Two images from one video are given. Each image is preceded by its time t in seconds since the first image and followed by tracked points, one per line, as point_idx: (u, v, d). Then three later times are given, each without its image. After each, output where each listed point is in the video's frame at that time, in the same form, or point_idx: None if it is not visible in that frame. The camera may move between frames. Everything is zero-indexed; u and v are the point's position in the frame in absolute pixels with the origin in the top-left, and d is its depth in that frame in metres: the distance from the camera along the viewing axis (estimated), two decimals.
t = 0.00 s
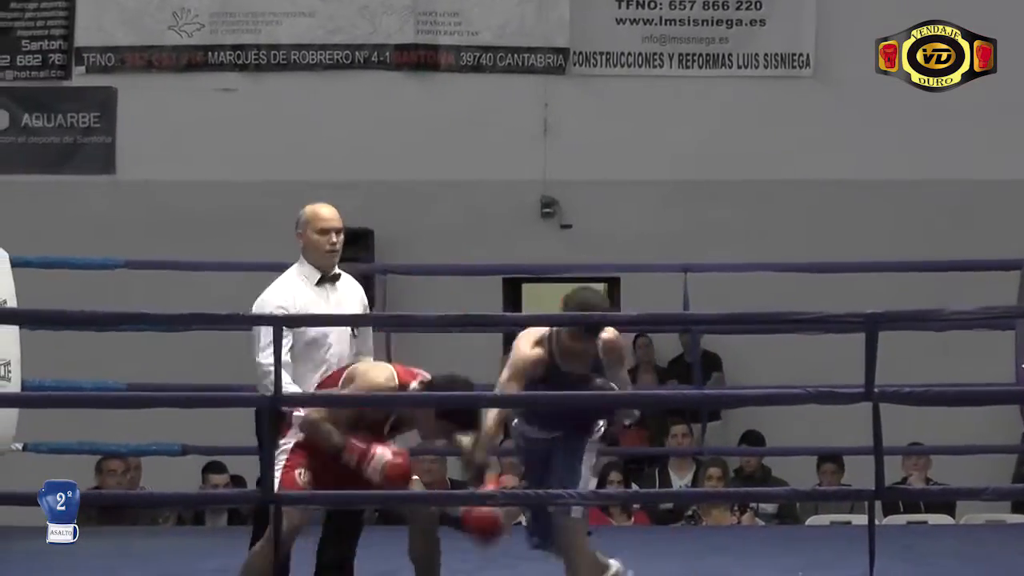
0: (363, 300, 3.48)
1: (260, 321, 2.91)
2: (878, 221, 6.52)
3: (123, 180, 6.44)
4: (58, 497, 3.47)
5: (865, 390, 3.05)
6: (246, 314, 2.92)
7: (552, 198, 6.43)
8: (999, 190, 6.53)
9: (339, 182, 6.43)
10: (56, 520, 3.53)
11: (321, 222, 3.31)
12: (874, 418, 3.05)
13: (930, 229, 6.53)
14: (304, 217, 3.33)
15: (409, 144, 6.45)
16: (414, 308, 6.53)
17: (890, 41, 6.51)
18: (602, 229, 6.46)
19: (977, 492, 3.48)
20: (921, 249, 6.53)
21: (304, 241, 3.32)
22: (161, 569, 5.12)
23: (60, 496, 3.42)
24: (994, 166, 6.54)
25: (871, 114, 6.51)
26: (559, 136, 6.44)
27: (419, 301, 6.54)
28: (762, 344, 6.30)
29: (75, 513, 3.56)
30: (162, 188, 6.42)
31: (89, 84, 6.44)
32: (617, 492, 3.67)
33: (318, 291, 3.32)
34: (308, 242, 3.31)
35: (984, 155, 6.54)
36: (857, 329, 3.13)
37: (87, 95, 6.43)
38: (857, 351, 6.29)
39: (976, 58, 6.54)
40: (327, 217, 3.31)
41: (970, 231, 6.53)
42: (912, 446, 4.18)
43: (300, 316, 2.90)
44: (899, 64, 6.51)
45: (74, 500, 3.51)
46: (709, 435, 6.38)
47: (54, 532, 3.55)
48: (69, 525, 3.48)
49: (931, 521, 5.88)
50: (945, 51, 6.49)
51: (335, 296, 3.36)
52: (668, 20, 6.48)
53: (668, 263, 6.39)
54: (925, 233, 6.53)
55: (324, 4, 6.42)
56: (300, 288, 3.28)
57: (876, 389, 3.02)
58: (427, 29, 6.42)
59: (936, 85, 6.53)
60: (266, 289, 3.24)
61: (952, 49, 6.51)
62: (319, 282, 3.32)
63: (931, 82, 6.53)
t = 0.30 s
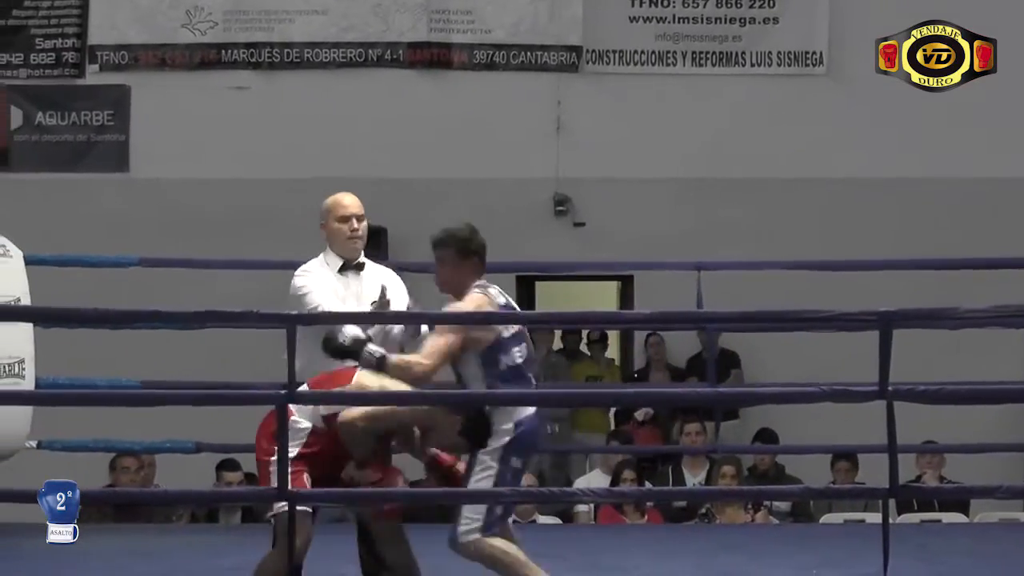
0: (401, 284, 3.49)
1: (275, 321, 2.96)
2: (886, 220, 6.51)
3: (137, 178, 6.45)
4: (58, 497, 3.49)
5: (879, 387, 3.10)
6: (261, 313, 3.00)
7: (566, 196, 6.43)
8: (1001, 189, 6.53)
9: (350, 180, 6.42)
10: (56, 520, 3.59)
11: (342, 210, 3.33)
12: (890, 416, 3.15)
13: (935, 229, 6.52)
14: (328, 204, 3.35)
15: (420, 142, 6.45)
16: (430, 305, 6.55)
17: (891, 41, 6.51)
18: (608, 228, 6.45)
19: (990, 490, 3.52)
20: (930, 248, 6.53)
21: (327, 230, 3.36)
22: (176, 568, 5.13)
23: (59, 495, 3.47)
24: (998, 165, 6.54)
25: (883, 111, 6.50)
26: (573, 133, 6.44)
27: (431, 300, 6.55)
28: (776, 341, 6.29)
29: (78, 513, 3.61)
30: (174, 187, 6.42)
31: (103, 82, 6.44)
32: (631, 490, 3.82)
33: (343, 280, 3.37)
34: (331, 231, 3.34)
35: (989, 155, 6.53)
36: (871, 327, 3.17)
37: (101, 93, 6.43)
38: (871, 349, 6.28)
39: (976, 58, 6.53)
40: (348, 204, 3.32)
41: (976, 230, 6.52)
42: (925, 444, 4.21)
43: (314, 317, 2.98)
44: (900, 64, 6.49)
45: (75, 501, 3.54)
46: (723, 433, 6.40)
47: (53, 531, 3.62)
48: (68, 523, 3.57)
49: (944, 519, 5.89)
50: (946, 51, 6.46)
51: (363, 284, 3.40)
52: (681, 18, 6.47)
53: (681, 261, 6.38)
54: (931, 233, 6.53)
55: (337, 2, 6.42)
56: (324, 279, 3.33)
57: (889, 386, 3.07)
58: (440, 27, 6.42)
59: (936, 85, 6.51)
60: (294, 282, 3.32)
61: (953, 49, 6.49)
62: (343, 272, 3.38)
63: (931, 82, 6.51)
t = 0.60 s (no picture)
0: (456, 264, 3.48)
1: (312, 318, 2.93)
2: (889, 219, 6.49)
3: (171, 177, 6.45)
4: (58, 497, 3.30)
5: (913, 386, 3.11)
6: (292, 313, 2.96)
7: (599, 195, 6.42)
8: (1004, 189, 6.51)
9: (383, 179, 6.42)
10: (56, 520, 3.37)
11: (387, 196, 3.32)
12: (924, 416, 3.16)
13: (939, 229, 6.51)
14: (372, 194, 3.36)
15: (446, 141, 6.45)
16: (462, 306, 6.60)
17: (890, 41, 6.48)
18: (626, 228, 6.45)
19: None
20: (952, 247, 6.51)
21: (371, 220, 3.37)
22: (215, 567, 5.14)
23: (59, 494, 3.27)
24: (999, 164, 6.53)
25: (903, 110, 6.49)
26: (606, 132, 6.44)
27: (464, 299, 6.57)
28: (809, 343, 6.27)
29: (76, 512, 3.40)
30: (208, 186, 6.43)
31: (137, 81, 6.44)
32: (664, 487, 3.79)
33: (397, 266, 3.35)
34: (377, 219, 3.33)
35: (988, 152, 6.52)
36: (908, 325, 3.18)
37: (135, 92, 6.43)
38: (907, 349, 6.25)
39: (976, 58, 6.52)
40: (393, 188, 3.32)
41: (984, 230, 6.51)
42: (964, 444, 4.21)
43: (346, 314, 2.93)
44: (899, 64, 6.47)
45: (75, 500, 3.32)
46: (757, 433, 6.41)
47: (53, 532, 3.39)
48: (69, 523, 3.35)
49: (979, 519, 5.88)
50: (946, 51, 6.45)
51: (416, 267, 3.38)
52: (714, 17, 6.47)
53: (715, 261, 6.37)
54: (946, 232, 6.51)
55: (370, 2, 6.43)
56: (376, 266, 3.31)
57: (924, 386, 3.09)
58: (473, 26, 6.42)
59: (936, 85, 6.50)
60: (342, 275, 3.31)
61: (952, 49, 6.47)
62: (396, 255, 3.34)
63: (931, 82, 6.49)
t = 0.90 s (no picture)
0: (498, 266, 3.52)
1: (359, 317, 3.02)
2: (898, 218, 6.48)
3: (215, 175, 6.45)
4: (58, 497, 3.52)
5: (958, 384, 3.18)
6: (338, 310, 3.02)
7: (643, 194, 6.45)
8: (1006, 187, 6.49)
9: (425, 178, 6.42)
10: (58, 520, 3.59)
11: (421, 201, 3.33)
12: (969, 414, 3.23)
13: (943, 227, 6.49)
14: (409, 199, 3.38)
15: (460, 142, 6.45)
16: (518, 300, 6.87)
17: (890, 41, 6.44)
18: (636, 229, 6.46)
19: None
20: (957, 245, 6.49)
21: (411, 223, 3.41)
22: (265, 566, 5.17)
23: (60, 495, 3.48)
24: (1001, 162, 6.51)
25: (944, 108, 6.48)
26: (649, 133, 6.45)
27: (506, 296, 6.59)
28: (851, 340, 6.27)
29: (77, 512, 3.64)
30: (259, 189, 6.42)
31: (181, 80, 6.44)
32: (708, 487, 3.86)
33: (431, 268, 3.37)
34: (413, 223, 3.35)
35: (989, 151, 6.50)
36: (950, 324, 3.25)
37: (180, 92, 6.44)
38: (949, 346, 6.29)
39: (976, 58, 6.48)
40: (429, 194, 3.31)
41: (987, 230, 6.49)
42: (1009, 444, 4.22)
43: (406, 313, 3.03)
44: (899, 64, 6.44)
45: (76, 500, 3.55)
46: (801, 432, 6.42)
47: (53, 531, 3.62)
48: (70, 522, 3.57)
49: None
50: (946, 51, 6.41)
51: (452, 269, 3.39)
52: (757, 16, 6.47)
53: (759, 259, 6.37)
54: (985, 231, 6.50)
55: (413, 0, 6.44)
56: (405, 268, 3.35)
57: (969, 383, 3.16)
58: (516, 25, 6.43)
59: (936, 85, 6.46)
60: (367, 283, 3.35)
61: (952, 49, 6.43)
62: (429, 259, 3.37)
63: (930, 82, 6.46)
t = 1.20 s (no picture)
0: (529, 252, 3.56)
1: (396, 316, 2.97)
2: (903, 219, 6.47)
3: (259, 175, 6.44)
4: (58, 497, 3.53)
5: (1004, 385, 3.17)
6: (384, 309, 2.96)
7: (687, 192, 6.44)
8: (1004, 187, 6.48)
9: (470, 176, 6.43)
10: (57, 520, 3.65)
11: (466, 198, 3.35)
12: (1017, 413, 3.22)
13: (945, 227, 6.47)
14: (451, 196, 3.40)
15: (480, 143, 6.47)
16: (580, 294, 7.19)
17: (890, 41, 6.47)
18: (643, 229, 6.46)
19: None
20: (956, 245, 6.48)
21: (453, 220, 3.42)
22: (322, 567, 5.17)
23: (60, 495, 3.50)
24: (1000, 161, 6.50)
25: (986, 107, 6.48)
26: (694, 132, 6.45)
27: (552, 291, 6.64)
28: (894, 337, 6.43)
29: (76, 511, 3.67)
30: (305, 188, 6.42)
31: (226, 80, 6.45)
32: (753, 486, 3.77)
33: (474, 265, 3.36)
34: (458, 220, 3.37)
35: (989, 151, 6.49)
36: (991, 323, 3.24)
37: (224, 92, 6.45)
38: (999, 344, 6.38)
39: (976, 58, 6.47)
40: (475, 190, 3.35)
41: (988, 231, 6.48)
42: None
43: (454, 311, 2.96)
44: (899, 64, 6.46)
45: (74, 500, 3.56)
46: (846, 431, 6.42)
47: (54, 532, 3.65)
48: (69, 523, 3.61)
49: None
50: (946, 51, 6.41)
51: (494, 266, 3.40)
52: (802, 14, 6.48)
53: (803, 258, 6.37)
54: None
55: None
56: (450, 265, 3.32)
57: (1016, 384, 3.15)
58: (561, 25, 6.43)
59: (936, 85, 6.45)
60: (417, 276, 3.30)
61: (952, 49, 6.43)
62: (473, 258, 3.36)
63: (931, 82, 6.45)
